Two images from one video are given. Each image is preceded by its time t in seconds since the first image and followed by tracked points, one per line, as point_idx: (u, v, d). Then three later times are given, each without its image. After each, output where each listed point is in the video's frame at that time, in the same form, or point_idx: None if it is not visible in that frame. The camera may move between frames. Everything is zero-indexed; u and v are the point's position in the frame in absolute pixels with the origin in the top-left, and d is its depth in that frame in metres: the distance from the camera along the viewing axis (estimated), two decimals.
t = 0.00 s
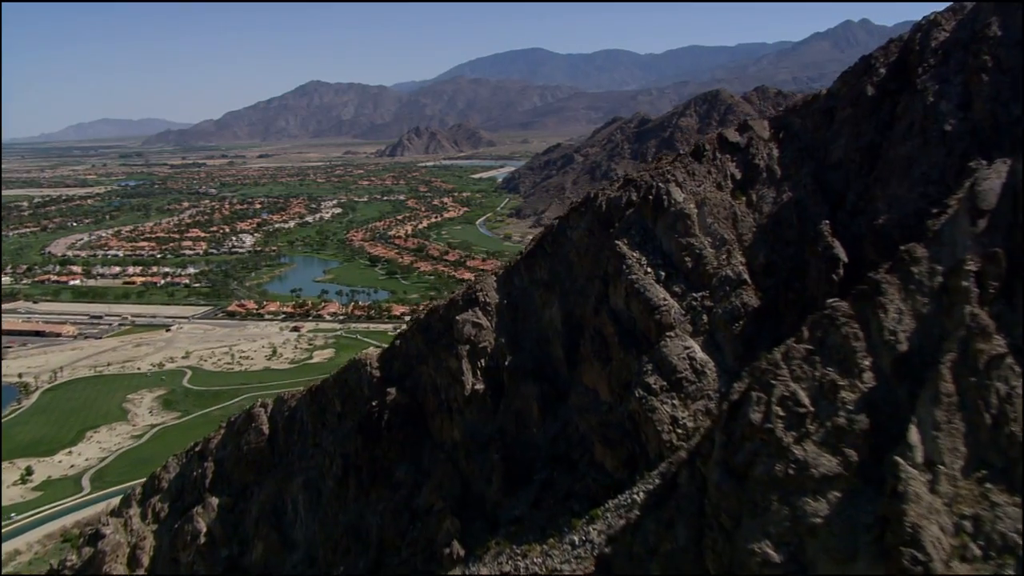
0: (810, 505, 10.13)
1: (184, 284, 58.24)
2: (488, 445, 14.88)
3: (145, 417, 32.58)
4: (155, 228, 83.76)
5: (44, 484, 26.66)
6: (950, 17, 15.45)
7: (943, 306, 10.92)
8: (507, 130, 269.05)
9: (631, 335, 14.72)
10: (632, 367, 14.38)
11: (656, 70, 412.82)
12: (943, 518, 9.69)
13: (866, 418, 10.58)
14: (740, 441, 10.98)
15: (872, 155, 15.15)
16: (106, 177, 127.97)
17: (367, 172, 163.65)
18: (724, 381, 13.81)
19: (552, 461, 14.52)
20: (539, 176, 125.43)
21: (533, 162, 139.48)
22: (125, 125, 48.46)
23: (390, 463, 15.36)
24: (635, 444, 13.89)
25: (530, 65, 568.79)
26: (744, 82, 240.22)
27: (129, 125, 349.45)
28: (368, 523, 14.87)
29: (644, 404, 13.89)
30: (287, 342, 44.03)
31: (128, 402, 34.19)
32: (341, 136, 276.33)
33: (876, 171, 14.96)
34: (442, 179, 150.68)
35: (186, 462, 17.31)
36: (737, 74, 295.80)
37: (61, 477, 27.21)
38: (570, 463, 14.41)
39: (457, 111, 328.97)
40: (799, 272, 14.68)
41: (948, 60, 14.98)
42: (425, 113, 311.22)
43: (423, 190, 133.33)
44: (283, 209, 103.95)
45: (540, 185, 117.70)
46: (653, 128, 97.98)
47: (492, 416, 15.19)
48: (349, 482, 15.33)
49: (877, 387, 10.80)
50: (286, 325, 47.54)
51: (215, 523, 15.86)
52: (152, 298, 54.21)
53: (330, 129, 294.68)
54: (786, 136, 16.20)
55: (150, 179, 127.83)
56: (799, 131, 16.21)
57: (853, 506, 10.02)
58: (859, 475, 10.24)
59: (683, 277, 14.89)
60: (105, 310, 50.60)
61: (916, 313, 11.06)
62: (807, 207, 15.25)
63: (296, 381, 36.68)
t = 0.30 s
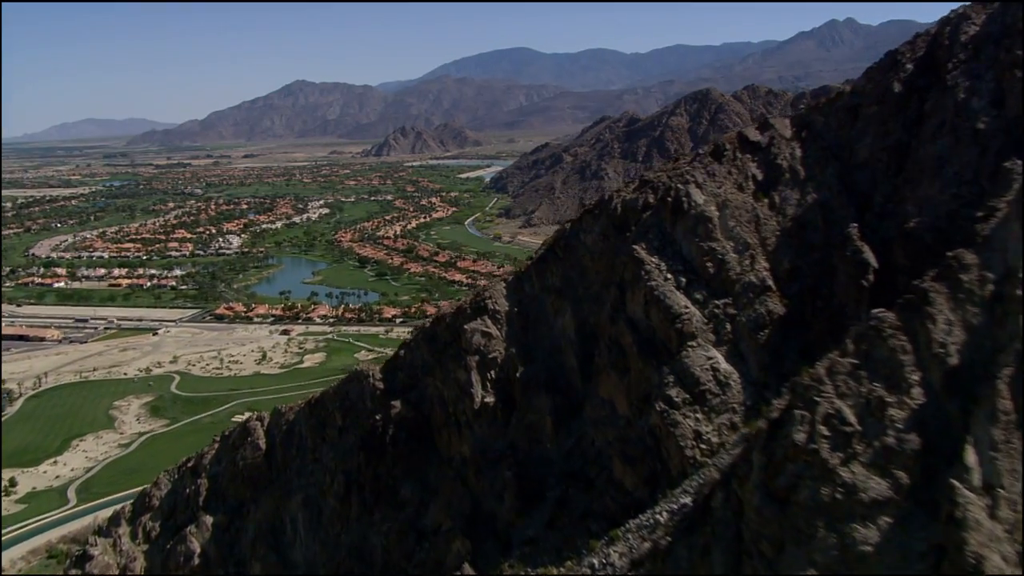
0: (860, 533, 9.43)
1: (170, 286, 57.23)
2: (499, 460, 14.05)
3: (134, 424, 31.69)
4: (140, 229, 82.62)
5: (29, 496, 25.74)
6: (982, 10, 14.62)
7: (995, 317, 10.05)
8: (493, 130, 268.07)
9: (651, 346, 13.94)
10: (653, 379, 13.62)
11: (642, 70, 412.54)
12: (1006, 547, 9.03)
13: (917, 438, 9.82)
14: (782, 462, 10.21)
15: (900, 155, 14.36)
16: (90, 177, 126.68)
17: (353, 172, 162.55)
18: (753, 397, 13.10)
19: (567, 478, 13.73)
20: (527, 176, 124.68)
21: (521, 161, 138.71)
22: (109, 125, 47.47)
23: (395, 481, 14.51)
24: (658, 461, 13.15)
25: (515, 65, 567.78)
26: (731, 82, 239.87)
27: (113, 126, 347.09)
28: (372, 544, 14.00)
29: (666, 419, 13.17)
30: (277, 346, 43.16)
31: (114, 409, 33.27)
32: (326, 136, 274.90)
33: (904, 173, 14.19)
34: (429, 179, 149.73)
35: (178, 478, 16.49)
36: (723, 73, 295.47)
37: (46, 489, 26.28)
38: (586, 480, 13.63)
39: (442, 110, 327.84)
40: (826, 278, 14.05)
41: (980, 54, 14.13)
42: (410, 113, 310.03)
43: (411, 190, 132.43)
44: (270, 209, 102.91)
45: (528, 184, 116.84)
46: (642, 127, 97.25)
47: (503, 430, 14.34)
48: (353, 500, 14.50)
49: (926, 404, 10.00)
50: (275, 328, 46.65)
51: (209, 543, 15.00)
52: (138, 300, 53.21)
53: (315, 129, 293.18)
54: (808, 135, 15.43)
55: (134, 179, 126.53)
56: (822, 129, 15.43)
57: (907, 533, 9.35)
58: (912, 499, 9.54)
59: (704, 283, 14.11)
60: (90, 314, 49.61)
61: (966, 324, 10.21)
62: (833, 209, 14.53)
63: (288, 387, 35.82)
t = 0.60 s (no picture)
0: (925, 565, 8.65)
1: (162, 288, 56.34)
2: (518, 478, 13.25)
3: (126, 432, 30.72)
4: (131, 230, 81.62)
5: (17, 508, 24.86)
6: None
7: None
8: (484, 129, 267.47)
9: (679, 358, 13.18)
10: (682, 393, 12.88)
11: (633, 70, 412.39)
12: None
13: (982, 459, 8.94)
14: (839, 488, 9.55)
15: (937, 155, 13.49)
16: (79, 177, 125.58)
17: (345, 172, 161.58)
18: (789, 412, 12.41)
19: (591, 497, 12.94)
20: (521, 176, 124.01)
21: (514, 161, 138.07)
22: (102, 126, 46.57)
23: (407, 500, 13.69)
24: (688, 480, 12.38)
25: (506, 65, 566.93)
26: (723, 81, 239.53)
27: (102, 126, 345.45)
28: (381, 567, 13.16)
29: (696, 435, 12.43)
30: (272, 350, 42.29)
31: (107, 416, 32.33)
32: (317, 135, 273.79)
33: (942, 174, 13.32)
34: (422, 178, 148.92)
35: (177, 495, 15.68)
36: (715, 72, 295.16)
37: (35, 500, 25.38)
38: (610, 500, 12.84)
39: (433, 110, 327.02)
40: (862, 284, 13.30)
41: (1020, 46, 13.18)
42: (401, 113, 309.11)
43: (403, 190, 131.65)
44: (262, 210, 101.99)
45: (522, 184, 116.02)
46: (637, 126, 96.54)
47: (521, 447, 13.53)
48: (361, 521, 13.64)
49: (991, 423, 9.10)
50: (270, 332, 45.79)
51: (210, 564, 14.21)
52: (130, 303, 52.28)
53: (306, 129, 292.07)
54: (839, 133, 14.66)
55: (124, 178, 125.39)
56: (855, 127, 14.63)
57: (974, 566, 8.49)
58: (980, 529, 8.66)
59: (735, 291, 13.37)
60: (81, 317, 48.68)
61: None
62: (867, 212, 13.76)
63: (285, 393, 34.91)
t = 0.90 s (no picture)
0: None
1: (154, 291, 55.40)
2: (540, 497, 12.43)
3: (119, 440, 29.77)
4: (122, 231, 80.63)
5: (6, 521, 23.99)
6: None
7: None
8: (476, 129, 267.01)
9: (712, 370, 12.42)
10: (715, 407, 12.14)
11: (624, 70, 412.30)
12: None
13: None
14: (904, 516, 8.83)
15: (982, 154, 12.43)
16: (69, 178, 124.57)
17: (337, 172, 160.73)
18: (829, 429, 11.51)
19: (617, 517, 12.14)
20: (515, 176, 123.38)
21: (508, 160, 137.50)
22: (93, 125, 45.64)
23: (421, 520, 12.87)
24: (723, 500, 11.61)
25: (497, 65, 566.14)
26: (714, 79, 239.56)
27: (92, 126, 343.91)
28: None
29: (732, 452, 11.68)
30: (267, 354, 41.43)
31: (99, 423, 31.36)
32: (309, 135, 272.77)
33: (986, 175, 12.25)
34: (415, 178, 148.15)
35: (176, 514, 14.87)
36: (706, 71, 295.48)
37: (24, 513, 24.47)
38: (639, 520, 12.04)
39: (424, 109, 326.27)
40: (904, 292, 12.52)
41: None
42: (392, 113, 308.27)
43: (396, 190, 130.85)
44: (254, 210, 101.06)
45: (516, 184, 115.39)
46: (630, 125, 96.33)
47: (542, 464, 12.73)
48: (372, 542, 12.81)
49: None
50: (265, 335, 44.91)
51: None
52: (122, 306, 51.33)
53: (298, 129, 291.04)
54: (875, 131, 13.84)
55: (114, 178, 124.38)
56: (891, 125, 13.77)
57: None
58: None
59: (770, 298, 12.62)
60: (72, 320, 47.73)
61: None
62: (907, 215, 12.95)
63: (283, 399, 33.99)
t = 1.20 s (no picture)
0: None
1: (147, 293, 54.50)
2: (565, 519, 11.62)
3: (111, 449, 28.83)
4: (113, 232, 79.63)
5: None
6: None
7: None
8: (469, 129, 266.04)
9: (750, 384, 11.68)
10: (754, 423, 11.40)
11: (616, 69, 411.63)
12: None
13: None
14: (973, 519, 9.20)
15: None
16: (59, 178, 123.40)
17: (329, 172, 159.76)
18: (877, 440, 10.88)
19: (650, 539, 11.34)
20: (509, 176, 122.62)
21: (502, 160, 136.69)
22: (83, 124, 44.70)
23: (439, 542, 12.05)
24: (765, 522, 10.86)
25: (489, 64, 565.66)
26: (707, 79, 239.20)
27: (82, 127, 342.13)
28: None
29: (774, 471, 10.99)
30: (263, 357, 40.61)
31: (91, 431, 30.41)
32: (301, 135, 271.55)
33: None
34: (408, 178, 147.26)
35: (175, 535, 14.04)
36: (698, 70, 295.43)
37: (14, 525, 23.54)
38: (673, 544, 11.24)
39: (416, 109, 325.32)
40: (953, 302, 11.70)
41: None
42: (384, 113, 307.21)
43: (390, 190, 129.99)
44: (247, 210, 100.08)
45: (510, 184, 114.68)
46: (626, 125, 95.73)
47: (567, 484, 11.92)
48: (388, 565, 12.02)
49: None
50: (260, 338, 44.10)
51: None
52: (114, 308, 50.43)
53: (289, 129, 289.73)
54: (915, 130, 13.06)
55: (105, 178, 123.30)
56: (931, 123, 12.95)
57: None
58: None
59: (810, 306, 11.89)
60: (62, 323, 46.80)
61: None
62: (951, 218, 12.09)
63: (281, 404, 33.10)
